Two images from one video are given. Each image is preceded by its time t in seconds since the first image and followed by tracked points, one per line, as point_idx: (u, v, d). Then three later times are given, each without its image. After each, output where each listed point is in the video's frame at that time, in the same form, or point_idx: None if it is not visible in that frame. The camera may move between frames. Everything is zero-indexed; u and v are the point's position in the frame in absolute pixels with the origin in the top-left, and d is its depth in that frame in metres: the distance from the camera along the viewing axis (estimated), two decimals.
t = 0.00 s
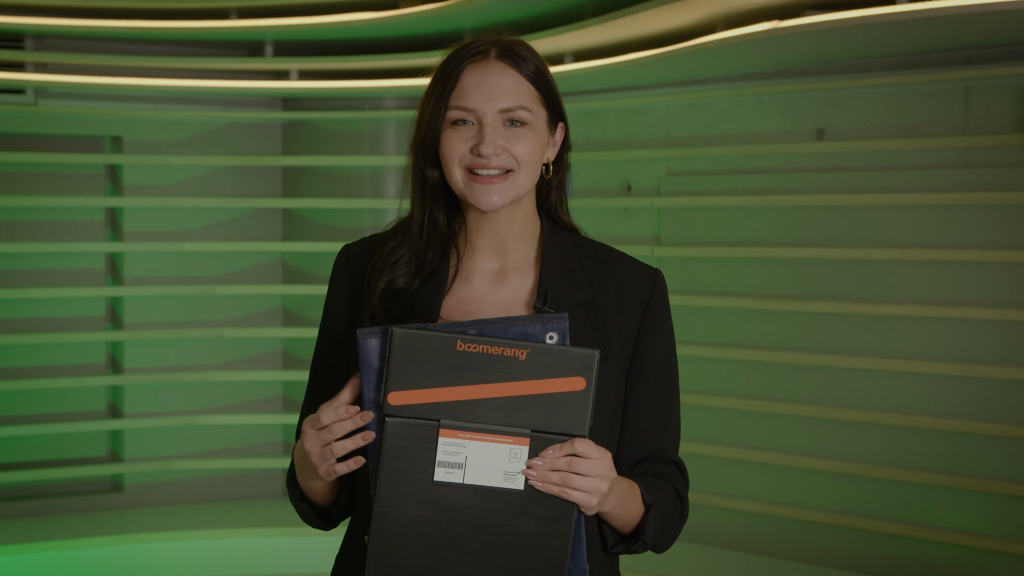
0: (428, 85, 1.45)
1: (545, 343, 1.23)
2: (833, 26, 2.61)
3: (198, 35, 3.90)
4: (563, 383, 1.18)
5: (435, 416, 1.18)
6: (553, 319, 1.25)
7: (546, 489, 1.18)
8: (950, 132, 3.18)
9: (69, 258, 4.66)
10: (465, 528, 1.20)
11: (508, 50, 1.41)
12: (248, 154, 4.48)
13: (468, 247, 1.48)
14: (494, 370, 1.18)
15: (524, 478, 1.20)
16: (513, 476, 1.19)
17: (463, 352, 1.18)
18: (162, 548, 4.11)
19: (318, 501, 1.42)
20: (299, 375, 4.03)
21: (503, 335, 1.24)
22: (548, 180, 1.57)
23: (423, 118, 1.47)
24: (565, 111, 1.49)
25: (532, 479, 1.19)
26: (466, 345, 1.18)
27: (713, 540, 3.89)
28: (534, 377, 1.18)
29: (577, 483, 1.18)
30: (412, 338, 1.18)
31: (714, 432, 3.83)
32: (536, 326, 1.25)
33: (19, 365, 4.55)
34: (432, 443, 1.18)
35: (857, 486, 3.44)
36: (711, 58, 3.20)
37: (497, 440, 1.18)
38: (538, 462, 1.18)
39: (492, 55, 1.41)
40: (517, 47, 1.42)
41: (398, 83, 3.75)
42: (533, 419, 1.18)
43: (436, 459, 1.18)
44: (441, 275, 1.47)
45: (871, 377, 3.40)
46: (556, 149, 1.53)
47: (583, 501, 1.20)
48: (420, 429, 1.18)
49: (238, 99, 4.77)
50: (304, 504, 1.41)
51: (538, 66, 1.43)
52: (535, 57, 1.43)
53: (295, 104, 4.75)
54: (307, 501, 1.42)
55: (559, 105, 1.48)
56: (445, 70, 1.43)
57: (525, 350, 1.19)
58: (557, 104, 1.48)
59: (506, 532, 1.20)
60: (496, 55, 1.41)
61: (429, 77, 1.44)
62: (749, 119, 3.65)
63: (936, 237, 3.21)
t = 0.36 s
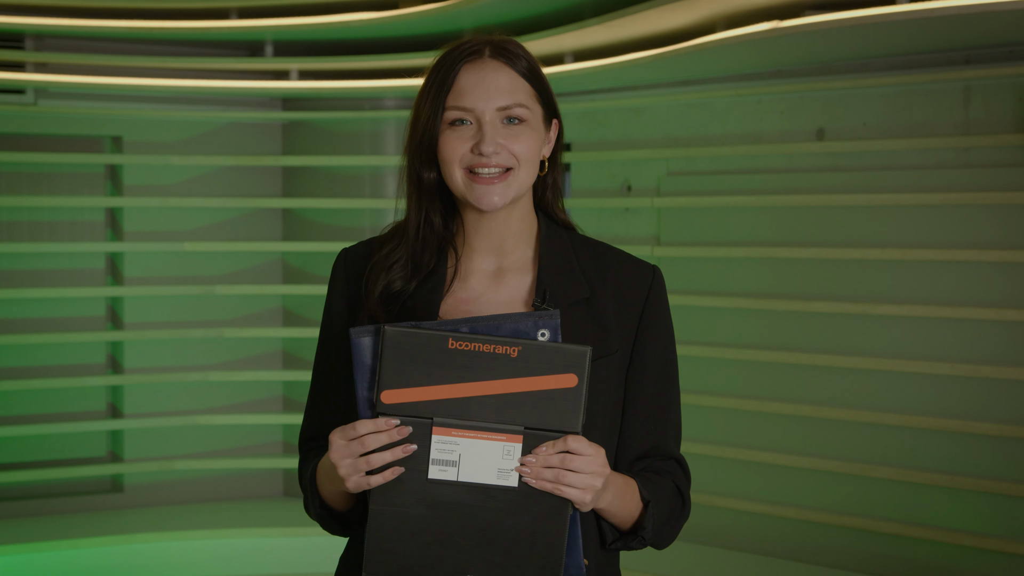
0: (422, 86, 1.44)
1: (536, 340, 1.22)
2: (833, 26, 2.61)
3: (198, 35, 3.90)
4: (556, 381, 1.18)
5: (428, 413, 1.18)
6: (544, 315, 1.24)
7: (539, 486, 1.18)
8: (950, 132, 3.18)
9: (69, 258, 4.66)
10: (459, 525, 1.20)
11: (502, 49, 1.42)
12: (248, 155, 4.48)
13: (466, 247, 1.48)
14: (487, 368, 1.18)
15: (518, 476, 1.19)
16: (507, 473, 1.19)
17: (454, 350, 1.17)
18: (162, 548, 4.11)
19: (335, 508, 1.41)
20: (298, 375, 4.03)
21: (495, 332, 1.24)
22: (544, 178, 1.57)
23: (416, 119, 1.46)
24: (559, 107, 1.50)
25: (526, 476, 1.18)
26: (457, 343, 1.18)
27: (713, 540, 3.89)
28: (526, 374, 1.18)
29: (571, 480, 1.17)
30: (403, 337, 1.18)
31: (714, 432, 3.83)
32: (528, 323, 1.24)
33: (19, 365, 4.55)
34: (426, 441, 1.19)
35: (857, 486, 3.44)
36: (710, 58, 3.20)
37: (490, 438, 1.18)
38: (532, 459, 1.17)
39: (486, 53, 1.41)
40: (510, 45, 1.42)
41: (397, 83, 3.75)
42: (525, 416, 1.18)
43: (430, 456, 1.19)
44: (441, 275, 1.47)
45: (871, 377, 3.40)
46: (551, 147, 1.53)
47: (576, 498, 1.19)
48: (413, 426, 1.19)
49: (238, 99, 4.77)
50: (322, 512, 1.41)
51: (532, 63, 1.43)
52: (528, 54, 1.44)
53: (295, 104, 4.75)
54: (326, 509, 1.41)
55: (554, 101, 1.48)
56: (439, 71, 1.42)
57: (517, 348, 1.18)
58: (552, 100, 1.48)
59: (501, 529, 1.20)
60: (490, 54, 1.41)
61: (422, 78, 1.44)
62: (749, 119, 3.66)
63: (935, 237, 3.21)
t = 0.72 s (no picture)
0: (415, 85, 1.44)
1: (535, 344, 1.22)
2: (833, 26, 2.61)
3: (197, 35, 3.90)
4: (557, 384, 1.18)
5: (430, 419, 1.18)
6: (542, 319, 1.24)
7: (542, 488, 1.18)
8: (950, 132, 3.18)
9: (68, 258, 4.66)
10: (464, 528, 1.20)
11: (493, 46, 1.44)
12: (249, 155, 4.48)
13: (462, 247, 1.48)
14: (487, 372, 1.18)
15: (521, 479, 1.19)
16: (510, 476, 1.19)
17: (454, 356, 1.17)
18: (162, 548, 4.11)
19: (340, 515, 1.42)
20: (299, 375, 4.03)
21: (494, 337, 1.24)
22: (536, 179, 1.56)
23: (408, 118, 1.46)
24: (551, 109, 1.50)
25: (529, 478, 1.18)
26: (458, 348, 1.17)
27: (713, 540, 3.90)
28: (526, 378, 1.18)
29: (573, 483, 1.17)
30: (402, 344, 1.17)
31: (714, 432, 3.83)
32: (525, 327, 1.24)
33: (19, 365, 4.55)
34: (428, 446, 1.19)
35: (857, 486, 3.45)
36: (711, 58, 3.20)
37: (493, 441, 1.18)
38: (535, 462, 1.18)
39: (480, 50, 1.43)
40: (501, 43, 1.44)
41: (397, 83, 3.75)
42: (527, 419, 1.18)
43: (433, 461, 1.19)
44: (436, 276, 1.47)
45: (871, 377, 3.41)
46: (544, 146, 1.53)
47: (579, 499, 1.19)
48: (415, 432, 1.19)
49: (238, 98, 4.77)
50: (325, 518, 1.41)
51: (524, 60, 1.45)
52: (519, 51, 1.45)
53: (295, 104, 4.75)
54: (330, 515, 1.42)
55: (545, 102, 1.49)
56: (431, 68, 1.43)
57: (517, 352, 1.18)
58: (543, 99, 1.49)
59: (506, 530, 1.20)
60: (482, 50, 1.43)
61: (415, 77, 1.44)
62: (750, 119, 3.66)
63: (936, 237, 3.22)
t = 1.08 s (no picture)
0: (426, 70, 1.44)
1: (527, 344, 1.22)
2: (833, 27, 2.61)
3: (197, 35, 3.89)
4: (550, 384, 1.18)
5: (424, 420, 1.18)
6: (533, 320, 1.24)
7: (537, 487, 1.17)
8: (950, 132, 3.18)
9: (69, 258, 4.66)
10: (459, 528, 1.20)
11: (511, 49, 1.43)
12: (249, 155, 4.49)
13: (450, 244, 1.48)
14: (480, 373, 1.18)
15: (515, 478, 1.19)
16: (504, 475, 1.19)
17: (447, 356, 1.18)
18: (162, 548, 4.11)
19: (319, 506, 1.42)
20: (299, 375, 4.03)
21: (486, 337, 1.24)
22: (531, 188, 1.56)
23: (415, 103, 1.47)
24: (555, 122, 1.50)
25: (523, 478, 1.18)
26: (450, 350, 1.18)
27: (713, 540, 3.90)
28: (519, 378, 1.18)
29: (568, 482, 1.17)
30: (395, 345, 1.18)
31: (714, 432, 3.83)
32: (517, 328, 1.25)
33: (19, 365, 4.55)
34: (422, 447, 1.19)
35: (857, 486, 3.44)
36: (710, 58, 3.19)
37: (486, 442, 1.18)
38: (529, 461, 1.17)
39: (495, 49, 1.43)
40: (520, 48, 1.43)
41: (397, 83, 3.75)
42: (521, 419, 1.18)
43: (427, 462, 1.19)
44: (426, 273, 1.47)
45: (871, 377, 3.41)
46: (542, 159, 1.53)
47: (574, 498, 1.19)
48: (410, 434, 1.19)
49: (238, 99, 4.77)
50: (304, 509, 1.41)
51: (540, 70, 1.44)
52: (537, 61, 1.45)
53: (295, 104, 4.75)
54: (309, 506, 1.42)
55: (552, 114, 1.49)
56: (445, 57, 1.43)
57: (510, 353, 1.18)
58: (550, 111, 1.49)
59: (500, 530, 1.20)
60: (498, 51, 1.42)
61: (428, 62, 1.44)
62: (750, 119, 3.65)
63: (935, 238, 3.21)
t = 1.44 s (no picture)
0: (419, 78, 1.44)
1: (530, 342, 1.22)
2: (833, 26, 2.61)
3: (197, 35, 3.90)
4: (552, 383, 1.18)
5: (425, 415, 1.18)
6: (537, 317, 1.25)
7: (536, 485, 1.17)
8: (950, 132, 3.18)
9: (69, 258, 4.66)
10: (457, 525, 1.20)
11: (502, 46, 1.43)
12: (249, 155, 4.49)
13: (457, 246, 1.48)
14: (483, 369, 1.18)
15: (515, 476, 1.19)
16: (503, 473, 1.19)
17: (450, 351, 1.18)
18: (162, 549, 4.11)
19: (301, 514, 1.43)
20: (299, 375, 4.03)
21: (490, 333, 1.25)
22: (535, 182, 1.57)
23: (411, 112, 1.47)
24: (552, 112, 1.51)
25: (522, 476, 1.18)
26: (453, 345, 1.18)
27: (713, 540, 3.90)
28: (522, 375, 1.18)
29: (568, 481, 1.17)
30: (398, 338, 1.19)
31: (713, 432, 3.83)
32: (521, 325, 1.25)
33: (19, 365, 4.55)
34: (422, 442, 1.19)
35: (857, 486, 3.44)
36: (711, 58, 3.19)
37: (487, 438, 1.18)
38: (528, 460, 1.17)
39: (487, 49, 1.42)
40: (510, 44, 1.43)
41: (397, 83, 3.75)
42: (523, 417, 1.18)
43: (427, 457, 1.19)
44: (432, 275, 1.48)
45: (870, 377, 3.41)
46: (544, 149, 1.53)
47: (573, 498, 1.19)
48: (409, 427, 1.19)
49: (238, 99, 4.78)
50: (287, 514, 1.43)
51: (530, 62, 1.45)
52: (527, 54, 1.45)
53: (295, 104, 4.76)
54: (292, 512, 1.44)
55: (547, 105, 1.49)
56: (438, 63, 1.43)
57: (513, 350, 1.18)
58: (546, 103, 1.49)
59: (497, 528, 1.20)
60: (491, 50, 1.42)
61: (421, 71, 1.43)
62: (750, 119, 3.66)
63: (935, 238, 3.21)
